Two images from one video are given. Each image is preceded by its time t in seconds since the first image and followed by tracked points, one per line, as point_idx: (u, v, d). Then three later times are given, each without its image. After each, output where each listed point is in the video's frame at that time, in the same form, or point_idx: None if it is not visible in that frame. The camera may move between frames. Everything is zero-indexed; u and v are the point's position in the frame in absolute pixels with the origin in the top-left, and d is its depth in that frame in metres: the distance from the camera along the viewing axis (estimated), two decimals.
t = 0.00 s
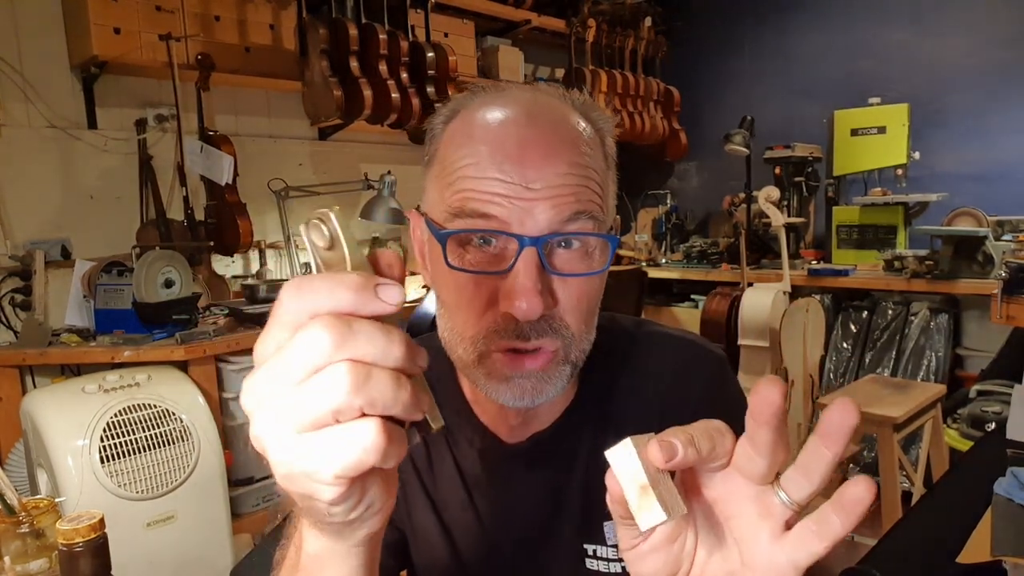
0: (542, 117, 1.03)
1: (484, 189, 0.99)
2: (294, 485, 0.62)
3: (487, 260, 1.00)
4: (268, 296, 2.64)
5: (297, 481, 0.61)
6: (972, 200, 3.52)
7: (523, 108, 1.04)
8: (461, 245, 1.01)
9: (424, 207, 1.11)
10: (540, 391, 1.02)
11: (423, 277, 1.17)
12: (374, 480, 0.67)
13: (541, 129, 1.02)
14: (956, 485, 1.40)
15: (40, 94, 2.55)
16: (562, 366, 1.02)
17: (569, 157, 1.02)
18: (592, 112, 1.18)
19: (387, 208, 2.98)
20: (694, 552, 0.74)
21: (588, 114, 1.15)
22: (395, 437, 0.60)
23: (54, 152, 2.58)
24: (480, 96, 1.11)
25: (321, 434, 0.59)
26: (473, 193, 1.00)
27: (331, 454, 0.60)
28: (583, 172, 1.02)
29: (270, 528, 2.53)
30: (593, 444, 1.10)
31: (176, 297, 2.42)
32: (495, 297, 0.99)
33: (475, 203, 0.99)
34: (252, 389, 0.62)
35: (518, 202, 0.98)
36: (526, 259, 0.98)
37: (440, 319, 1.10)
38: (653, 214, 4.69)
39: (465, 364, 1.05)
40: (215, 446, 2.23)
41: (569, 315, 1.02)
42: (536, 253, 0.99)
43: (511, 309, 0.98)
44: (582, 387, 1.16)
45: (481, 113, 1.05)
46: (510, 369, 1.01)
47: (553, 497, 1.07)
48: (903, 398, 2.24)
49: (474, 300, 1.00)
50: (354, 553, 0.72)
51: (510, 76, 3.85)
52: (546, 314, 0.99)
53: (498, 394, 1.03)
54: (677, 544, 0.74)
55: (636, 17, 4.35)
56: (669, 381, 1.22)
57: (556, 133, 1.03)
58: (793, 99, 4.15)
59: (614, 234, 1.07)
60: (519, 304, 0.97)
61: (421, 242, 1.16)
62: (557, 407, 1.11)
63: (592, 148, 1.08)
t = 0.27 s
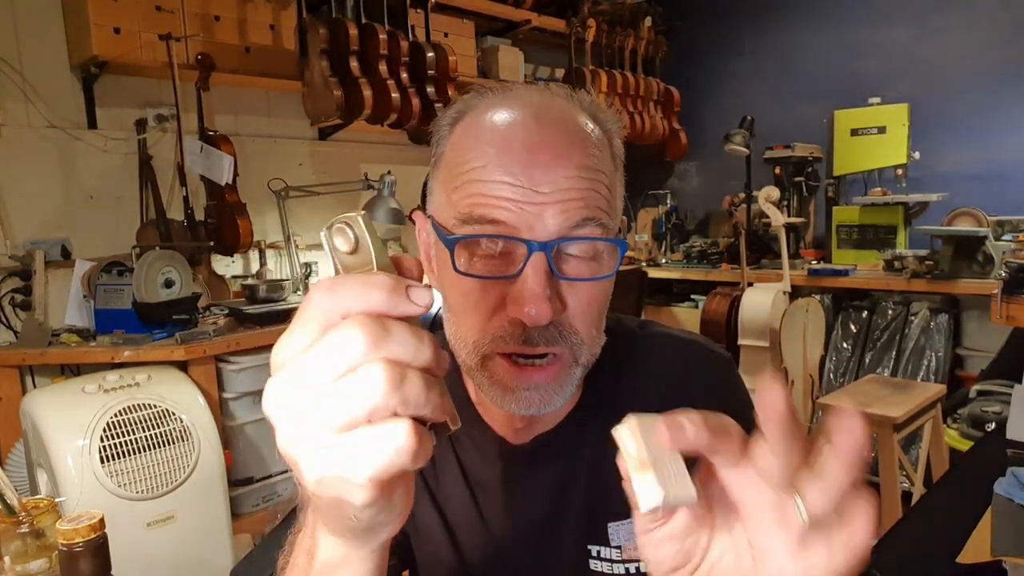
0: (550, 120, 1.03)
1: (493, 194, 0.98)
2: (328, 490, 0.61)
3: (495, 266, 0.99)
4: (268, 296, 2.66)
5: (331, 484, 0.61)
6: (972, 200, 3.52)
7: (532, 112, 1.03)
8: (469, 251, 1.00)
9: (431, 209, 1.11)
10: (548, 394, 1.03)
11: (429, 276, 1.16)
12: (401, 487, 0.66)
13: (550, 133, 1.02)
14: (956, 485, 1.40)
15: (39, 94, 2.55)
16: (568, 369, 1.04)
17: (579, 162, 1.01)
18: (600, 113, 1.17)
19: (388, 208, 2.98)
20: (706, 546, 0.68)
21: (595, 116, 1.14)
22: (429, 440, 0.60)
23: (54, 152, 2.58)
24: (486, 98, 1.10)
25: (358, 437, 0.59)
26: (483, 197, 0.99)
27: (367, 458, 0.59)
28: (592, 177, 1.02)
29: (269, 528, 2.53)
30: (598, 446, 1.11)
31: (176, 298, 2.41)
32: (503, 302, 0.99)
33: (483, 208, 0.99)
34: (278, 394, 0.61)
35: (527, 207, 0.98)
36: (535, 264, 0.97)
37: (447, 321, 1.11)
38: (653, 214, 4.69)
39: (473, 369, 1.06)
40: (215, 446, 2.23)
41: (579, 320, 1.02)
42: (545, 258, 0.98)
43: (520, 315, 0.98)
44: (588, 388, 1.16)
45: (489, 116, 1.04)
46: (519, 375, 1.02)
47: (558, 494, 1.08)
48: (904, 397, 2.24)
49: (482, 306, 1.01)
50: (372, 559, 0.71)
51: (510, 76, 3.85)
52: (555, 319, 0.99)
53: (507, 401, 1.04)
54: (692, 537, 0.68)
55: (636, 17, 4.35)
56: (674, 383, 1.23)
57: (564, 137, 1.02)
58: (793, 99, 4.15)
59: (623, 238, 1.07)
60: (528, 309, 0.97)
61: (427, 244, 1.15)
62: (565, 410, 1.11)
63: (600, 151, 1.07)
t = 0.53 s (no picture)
0: (548, 106, 1.04)
1: (499, 179, 0.99)
2: (368, 507, 0.57)
3: (505, 250, 1.00)
4: (268, 296, 2.69)
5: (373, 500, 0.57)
6: (972, 200, 3.52)
7: (530, 100, 1.04)
8: (477, 236, 1.00)
9: (434, 202, 1.10)
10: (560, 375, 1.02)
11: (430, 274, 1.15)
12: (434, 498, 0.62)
13: (549, 117, 1.03)
14: (956, 485, 1.40)
15: (40, 94, 2.55)
16: (580, 347, 1.03)
17: (579, 144, 1.03)
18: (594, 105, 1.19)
19: (388, 208, 2.98)
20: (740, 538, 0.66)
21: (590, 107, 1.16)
22: (491, 455, 0.57)
23: (54, 152, 2.58)
24: (484, 92, 1.11)
25: (407, 459, 0.55)
26: (490, 184, 0.99)
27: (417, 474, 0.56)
28: (592, 158, 1.03)
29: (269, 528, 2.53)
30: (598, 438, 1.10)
31: (176, 298, 2.41)
32: (515, 285, 0.98)
33: (490, 194, 0.99)
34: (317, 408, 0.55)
35: (533, 190, 0.98)
36: (543, 244, 0.98)
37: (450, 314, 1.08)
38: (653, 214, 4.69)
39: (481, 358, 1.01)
40: (215, 446, 2.23)
41: (586, 300, 1.02)
42: (554, 238, 0.99)
43: (531, 295, 0.98)
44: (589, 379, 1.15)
45: (489, 107, 1.05)
46: (533, 355, 0.99)
47: (558, 485, 1.05)
48: (903, 397, 2.24)
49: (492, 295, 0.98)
50: None
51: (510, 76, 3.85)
52: (566, 297, 0.99)
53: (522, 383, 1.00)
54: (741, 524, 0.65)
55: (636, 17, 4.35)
56: (676, 375, 1.22)
57: (564, 122, 1.04)
58: (793, 99, 4.14)
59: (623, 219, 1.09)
60: (540, 289, 0.97)
61: (429, 238, 1.15)
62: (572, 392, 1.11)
63: (597, 135, 1.09)
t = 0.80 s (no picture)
0: (539, 86, 1.03)
1: (494, 159, 0.99)
2: (420, 524, 0.55)
3: (502, 226, 1.01)
4: (268, 296, 2.69)
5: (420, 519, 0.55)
6: (973, 199, 3.51)
7: (520, 80, 1.03)
8: (475, 215, 1.02)
9: (431, 186, 1.10)
10: (560, 345, 1.01)
11: (434, 257, 1.17)
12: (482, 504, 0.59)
13: (540, 96, 1.02)
14: (959, 486, 1.40)
15: (39, 94, 2.54)
16: (578, 319, 1.02)
17: (571, 121, 1.01)
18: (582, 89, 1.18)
19: (387, 208, 2.97)
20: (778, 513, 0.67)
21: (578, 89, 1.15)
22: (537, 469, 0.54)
23: (54, 151, 2.58)
24: (475, 78, 1.10)
25: (453, 479, 0.53)
26: (487, 166, 0.99)
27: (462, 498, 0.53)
28: (584, 135, 1.03)
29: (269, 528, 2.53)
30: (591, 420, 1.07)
31: (176, 297, 2.41)
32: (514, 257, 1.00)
33: (486, 174, 1.00)
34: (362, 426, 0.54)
35: (527, 165, 0.98)
36: (537, 219, 0.99)
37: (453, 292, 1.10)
38: (653, 214, 4.68)
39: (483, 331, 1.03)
40: (215, 447, 2.22)
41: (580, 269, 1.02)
42: (546, 212, 0.99)
43: (527, 267, 0.99)
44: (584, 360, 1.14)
45: (480, 90, 1.04)
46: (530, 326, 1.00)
47: (557, 461, 1.03)
48: (905, 398, 2.23)
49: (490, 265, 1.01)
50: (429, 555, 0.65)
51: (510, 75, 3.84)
52: (561, 268, 1.00)
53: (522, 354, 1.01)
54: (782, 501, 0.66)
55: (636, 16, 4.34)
56: (667, 355, 1.21)
57: (555, 98, 1.03)
58: (794, 98, 4.14)
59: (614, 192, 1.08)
60: (535, 261, 0.99)
61: (427, 225, 1.17)
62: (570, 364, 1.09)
63: (589, 115, 1.08)
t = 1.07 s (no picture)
0: (502, 85, 1.03)
1: (458, 160, 1.00)
2: None
3: (470, 223, 1.02)
4: (268, 296, 2.69)
5: None
6: (972, 199, 3.52)
7: (483, 81, 1.04)
8: (443, 211, 1.02)
9: (407, 188, 1.12)
10: (532, 337, 1.00)
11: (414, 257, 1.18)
12: None
13: (502, 95, 1.02)
14: (958, 485, 1.40)
15: (39, 94, 2.55)
16: (550, 311, 1.01)
17: (534, 118, 1.01)
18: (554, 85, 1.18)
19: (388, 208, 2.97)
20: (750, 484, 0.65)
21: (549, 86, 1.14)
22: None
23: (54, 152, 2.58)
24: (446, 79, 1.11)
25: None
26: (453, 167, 1.00)
27: None
28: (548, 132, 1.02)
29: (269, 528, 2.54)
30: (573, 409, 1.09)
31: (176, 297, 2.41)
32: (481, 253, 1.01)
33: (451, 175, 1.00)
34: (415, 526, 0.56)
35: (490, 164, 0.99)
36: (503, 213, 1.00)
37: (430, 289, 1.11)
38: (653, 213, 4.68)
39: (455, 325, 1.04)
40: (215, 446, 2.23)
41: (551, 261, 1.02)
42: (511, 208, 1.00)
43: (494, 259, 1.00)
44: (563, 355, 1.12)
45: (446, 93, 1.05)
46: (498, 318, 1.00)
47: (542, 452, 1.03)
48: (904, 398, 2.24)
49: (459, 260, 1.03)
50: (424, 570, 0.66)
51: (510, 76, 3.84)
52: (529, 262, 1.00)
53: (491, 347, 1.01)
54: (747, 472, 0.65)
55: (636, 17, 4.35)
56: (641, 342, 1.19)
57: (518, 95, 1.03)
58: (793, 98, 4.14)
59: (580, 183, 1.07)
60: (501, 254, 1.00)
61: (408, 226, 1.18)
62: (548, 357, 1.08)
63: (558, 111, 1.08)
